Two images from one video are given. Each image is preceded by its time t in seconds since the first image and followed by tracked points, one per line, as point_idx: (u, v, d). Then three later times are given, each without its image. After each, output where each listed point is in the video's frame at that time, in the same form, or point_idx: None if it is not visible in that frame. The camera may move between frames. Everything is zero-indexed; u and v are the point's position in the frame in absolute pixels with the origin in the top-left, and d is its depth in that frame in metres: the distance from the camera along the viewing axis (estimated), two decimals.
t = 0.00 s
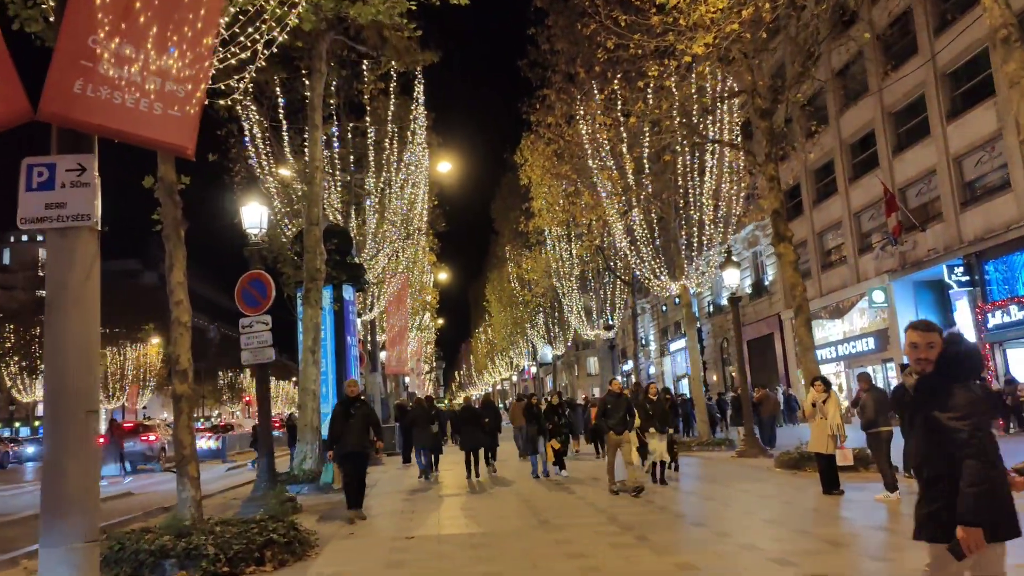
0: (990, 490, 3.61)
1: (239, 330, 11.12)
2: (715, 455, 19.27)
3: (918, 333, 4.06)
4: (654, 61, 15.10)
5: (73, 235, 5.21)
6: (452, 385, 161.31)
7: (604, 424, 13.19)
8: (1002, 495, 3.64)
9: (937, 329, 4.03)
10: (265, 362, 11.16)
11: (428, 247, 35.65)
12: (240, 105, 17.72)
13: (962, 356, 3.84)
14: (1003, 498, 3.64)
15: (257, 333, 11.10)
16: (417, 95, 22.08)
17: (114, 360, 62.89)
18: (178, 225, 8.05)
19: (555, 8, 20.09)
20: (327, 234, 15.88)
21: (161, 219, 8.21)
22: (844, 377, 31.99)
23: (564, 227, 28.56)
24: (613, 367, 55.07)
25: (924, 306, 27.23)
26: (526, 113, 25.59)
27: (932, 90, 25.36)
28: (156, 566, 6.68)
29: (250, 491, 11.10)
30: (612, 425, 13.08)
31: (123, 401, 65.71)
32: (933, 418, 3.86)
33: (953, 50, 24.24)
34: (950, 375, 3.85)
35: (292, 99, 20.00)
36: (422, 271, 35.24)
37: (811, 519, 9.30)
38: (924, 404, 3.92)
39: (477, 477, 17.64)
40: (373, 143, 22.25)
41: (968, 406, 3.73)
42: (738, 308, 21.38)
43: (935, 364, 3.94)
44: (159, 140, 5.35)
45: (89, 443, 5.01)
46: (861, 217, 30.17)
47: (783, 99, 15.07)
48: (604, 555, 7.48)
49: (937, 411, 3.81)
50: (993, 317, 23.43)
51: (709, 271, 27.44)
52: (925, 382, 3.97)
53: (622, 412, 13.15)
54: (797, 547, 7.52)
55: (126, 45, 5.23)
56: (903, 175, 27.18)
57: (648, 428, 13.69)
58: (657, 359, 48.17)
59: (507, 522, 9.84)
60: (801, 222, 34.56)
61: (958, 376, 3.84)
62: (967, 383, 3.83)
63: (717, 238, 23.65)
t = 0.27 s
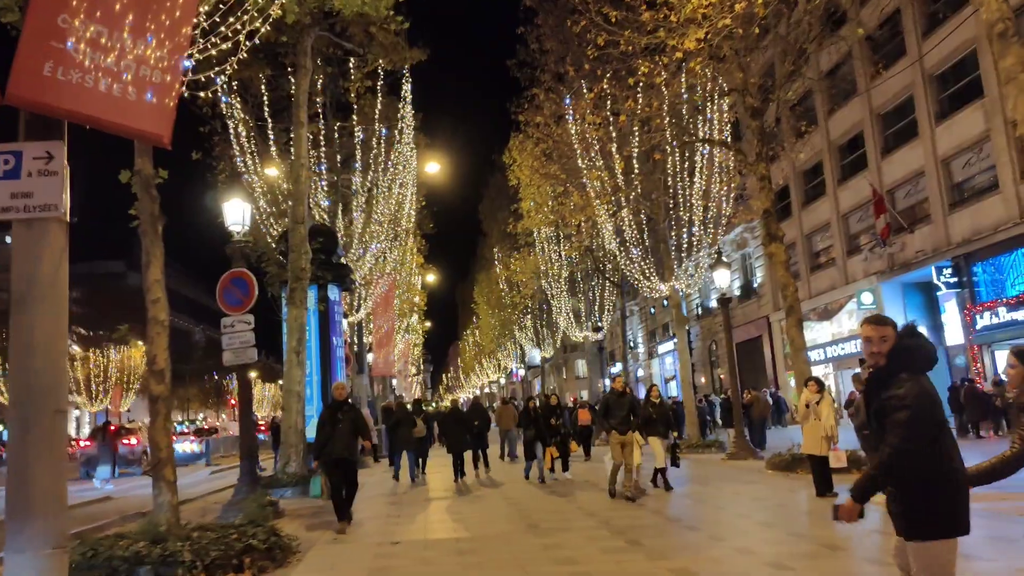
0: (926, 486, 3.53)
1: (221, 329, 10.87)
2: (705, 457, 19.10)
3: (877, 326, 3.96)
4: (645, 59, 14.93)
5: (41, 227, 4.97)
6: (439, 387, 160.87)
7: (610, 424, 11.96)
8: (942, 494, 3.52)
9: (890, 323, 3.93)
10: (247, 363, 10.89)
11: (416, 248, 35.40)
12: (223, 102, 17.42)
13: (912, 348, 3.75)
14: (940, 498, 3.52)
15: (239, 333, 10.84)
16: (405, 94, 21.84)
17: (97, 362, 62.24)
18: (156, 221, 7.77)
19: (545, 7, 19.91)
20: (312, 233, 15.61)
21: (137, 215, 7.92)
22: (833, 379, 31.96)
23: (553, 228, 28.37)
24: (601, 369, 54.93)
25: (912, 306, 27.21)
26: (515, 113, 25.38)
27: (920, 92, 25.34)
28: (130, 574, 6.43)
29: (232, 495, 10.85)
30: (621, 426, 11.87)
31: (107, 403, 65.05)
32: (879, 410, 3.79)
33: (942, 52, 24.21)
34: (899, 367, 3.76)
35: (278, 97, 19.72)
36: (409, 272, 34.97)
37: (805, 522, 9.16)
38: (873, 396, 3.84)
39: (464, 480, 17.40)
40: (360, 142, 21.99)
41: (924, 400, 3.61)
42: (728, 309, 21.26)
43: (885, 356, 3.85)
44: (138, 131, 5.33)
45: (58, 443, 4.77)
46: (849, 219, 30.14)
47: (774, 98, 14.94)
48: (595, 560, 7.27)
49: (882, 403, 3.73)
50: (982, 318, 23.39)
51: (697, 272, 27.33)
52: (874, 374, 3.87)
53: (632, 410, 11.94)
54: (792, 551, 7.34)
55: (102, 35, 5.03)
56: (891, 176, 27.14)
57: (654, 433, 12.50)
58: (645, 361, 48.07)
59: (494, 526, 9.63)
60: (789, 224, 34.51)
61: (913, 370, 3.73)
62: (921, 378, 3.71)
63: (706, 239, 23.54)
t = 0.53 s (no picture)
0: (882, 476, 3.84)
1: (198, 329, 10.60)
2: (691, 459, 18.96)
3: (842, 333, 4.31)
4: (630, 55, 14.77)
5: (3, 216, 4.96)
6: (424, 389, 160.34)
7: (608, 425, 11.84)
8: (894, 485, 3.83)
9: (847, 329, 4.32)
10: (224, 363, 10.62)
11: (399, 249, 35.12)
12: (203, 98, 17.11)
13: (867, 347, 4.08)
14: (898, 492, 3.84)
15: (217, 332, 10.58)
16: (388, 92, 21.61)
17: (77, 363, 61.46)
18: (128, 214, 7.61)
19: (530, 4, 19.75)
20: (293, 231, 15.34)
21: (109, 208, 7.69)
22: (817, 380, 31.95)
23: (538, 228, 28.19)
24: (586, 371, 54.77)
25: (896, 307, 27.23)
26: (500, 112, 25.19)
27: (904, 92, 25.37)
28: None
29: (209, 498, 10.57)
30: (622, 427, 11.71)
31: (86, 406, 64.20)
32: (835, 407, 4.09)
33: (926, 53, 24.25)
34: (851, 361, 4.10)
35: (258, 94, 19.42)
36: (393, 272, 34.68)
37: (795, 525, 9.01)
38: (830, 394, 4.14)
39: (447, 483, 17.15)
40: (343, 140, 21.73)
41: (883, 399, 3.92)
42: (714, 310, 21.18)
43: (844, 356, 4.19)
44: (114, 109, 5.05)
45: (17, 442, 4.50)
46: (834, 220, 30.16)
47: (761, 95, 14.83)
48: (582, 564, 7.08)
49: (838, 402, 4.04)
50: (966, 318, 23.42)
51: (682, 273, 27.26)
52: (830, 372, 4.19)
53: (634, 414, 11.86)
54: (784, 555, 7.18)
55: (75, 25, 4.89)
56: (876, 177, 27.15)
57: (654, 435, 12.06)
58: (630, 363, 47.99)
59: (480, 530, 9.41)
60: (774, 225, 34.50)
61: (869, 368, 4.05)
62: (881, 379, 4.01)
63: (692, 239, 23.46)
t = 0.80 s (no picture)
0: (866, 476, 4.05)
1: (183, 330, 10.35)
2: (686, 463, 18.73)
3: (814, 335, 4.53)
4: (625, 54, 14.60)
5: None
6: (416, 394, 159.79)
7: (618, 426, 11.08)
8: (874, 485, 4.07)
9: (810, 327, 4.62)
10: (210, 364, 10.36)
11: (391, 251, 34.83)
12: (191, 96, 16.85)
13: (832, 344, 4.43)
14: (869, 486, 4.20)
15: (203, 333, 10.32)
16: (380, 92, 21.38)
17: (65, 367, 60.87)
18: (107, 208, 7.31)
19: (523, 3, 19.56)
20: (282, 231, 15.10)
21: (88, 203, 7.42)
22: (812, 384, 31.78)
23: (532, 230, 27.95)
24: (579, 375, 54.51)
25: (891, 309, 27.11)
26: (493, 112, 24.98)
27: (898, 95, 25.28)
28: None
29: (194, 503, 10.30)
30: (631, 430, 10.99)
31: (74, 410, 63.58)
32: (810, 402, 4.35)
33: (920, 55, 24.18)
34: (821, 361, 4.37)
35: (248, 94, 19.17)
36: (385, 275, 34.38)
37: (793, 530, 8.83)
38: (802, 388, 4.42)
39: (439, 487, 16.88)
40: (334, 140, 21.48)
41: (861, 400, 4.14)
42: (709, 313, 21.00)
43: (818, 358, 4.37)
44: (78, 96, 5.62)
45: None
46: (828, 223, 30.04)
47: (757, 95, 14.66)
48: (578, 571, 6.85)
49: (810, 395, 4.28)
50: (961, 322, 23.39)
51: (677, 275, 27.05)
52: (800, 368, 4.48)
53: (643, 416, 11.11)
54: (785, 561, 6.98)
55: (53, 13, 5.42)
56: (870, 180, 27.04)
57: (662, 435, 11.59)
58: (623, 367, 47.76)
59: (472, 535, 9.21)
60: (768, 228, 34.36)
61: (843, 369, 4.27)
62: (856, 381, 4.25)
63: (687, 242, 23.27)
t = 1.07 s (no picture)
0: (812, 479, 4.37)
1: (170, 322, 10.11)
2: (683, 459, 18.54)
3: (760, 342, 4.68)
4: (621, 42, 14.39)
5: None
6: (410, 389, 159.69)
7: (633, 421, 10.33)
8: (822, 486, 4.36)
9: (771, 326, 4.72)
10: (197, 358, 10.12)
11: (385, 245, 34.58)
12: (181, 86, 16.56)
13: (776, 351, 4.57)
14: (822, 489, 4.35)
15: (190, 326, 10.07)
16: (373, 83, 21.13)
17: (58, 362, 60.44)
18: (89, 197, 7.05)
19: None
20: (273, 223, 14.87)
21: (67, 191, 7.14)
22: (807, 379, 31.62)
23: (527, 224, 27.71)
24: (574, 370, 54.30)
25: (888, 303, 26.97)
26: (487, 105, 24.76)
27: (896, 87, 25.09)
28: None
29: (182, 500, 10.06)
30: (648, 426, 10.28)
31: (66, 405, 63.15)
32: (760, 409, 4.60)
33: (918, 47, 24.00)
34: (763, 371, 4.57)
35: (239, 84, 18.88)
36: (378, 269, 34.14)
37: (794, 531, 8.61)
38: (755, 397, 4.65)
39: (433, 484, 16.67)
40: (327, 133, 21.22)
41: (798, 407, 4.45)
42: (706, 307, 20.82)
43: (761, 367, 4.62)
44: (40, 65, 5.98)
45: None
46: (825, 217, 29.87)
47: (755, 85, 14.46)
48: (573, 572, 6.65)
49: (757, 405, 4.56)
50: (959, 316, 23.23)
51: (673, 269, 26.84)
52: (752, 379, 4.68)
53: (661, 413, 10.36)
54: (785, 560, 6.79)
55: None
56: (867, 174, 26.87)
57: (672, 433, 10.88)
58: (618, 362, 47.60)
59: (466, 532, 9.01)
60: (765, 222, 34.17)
61: (785, 377, 4.51)
62: (800, 386, 4.50)
63: (683, 236, 23.10)
